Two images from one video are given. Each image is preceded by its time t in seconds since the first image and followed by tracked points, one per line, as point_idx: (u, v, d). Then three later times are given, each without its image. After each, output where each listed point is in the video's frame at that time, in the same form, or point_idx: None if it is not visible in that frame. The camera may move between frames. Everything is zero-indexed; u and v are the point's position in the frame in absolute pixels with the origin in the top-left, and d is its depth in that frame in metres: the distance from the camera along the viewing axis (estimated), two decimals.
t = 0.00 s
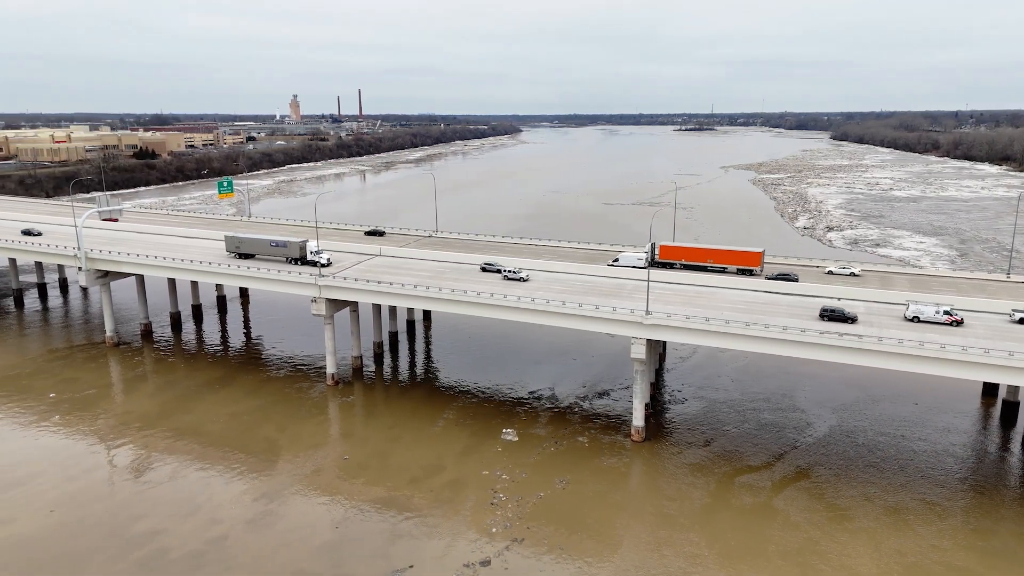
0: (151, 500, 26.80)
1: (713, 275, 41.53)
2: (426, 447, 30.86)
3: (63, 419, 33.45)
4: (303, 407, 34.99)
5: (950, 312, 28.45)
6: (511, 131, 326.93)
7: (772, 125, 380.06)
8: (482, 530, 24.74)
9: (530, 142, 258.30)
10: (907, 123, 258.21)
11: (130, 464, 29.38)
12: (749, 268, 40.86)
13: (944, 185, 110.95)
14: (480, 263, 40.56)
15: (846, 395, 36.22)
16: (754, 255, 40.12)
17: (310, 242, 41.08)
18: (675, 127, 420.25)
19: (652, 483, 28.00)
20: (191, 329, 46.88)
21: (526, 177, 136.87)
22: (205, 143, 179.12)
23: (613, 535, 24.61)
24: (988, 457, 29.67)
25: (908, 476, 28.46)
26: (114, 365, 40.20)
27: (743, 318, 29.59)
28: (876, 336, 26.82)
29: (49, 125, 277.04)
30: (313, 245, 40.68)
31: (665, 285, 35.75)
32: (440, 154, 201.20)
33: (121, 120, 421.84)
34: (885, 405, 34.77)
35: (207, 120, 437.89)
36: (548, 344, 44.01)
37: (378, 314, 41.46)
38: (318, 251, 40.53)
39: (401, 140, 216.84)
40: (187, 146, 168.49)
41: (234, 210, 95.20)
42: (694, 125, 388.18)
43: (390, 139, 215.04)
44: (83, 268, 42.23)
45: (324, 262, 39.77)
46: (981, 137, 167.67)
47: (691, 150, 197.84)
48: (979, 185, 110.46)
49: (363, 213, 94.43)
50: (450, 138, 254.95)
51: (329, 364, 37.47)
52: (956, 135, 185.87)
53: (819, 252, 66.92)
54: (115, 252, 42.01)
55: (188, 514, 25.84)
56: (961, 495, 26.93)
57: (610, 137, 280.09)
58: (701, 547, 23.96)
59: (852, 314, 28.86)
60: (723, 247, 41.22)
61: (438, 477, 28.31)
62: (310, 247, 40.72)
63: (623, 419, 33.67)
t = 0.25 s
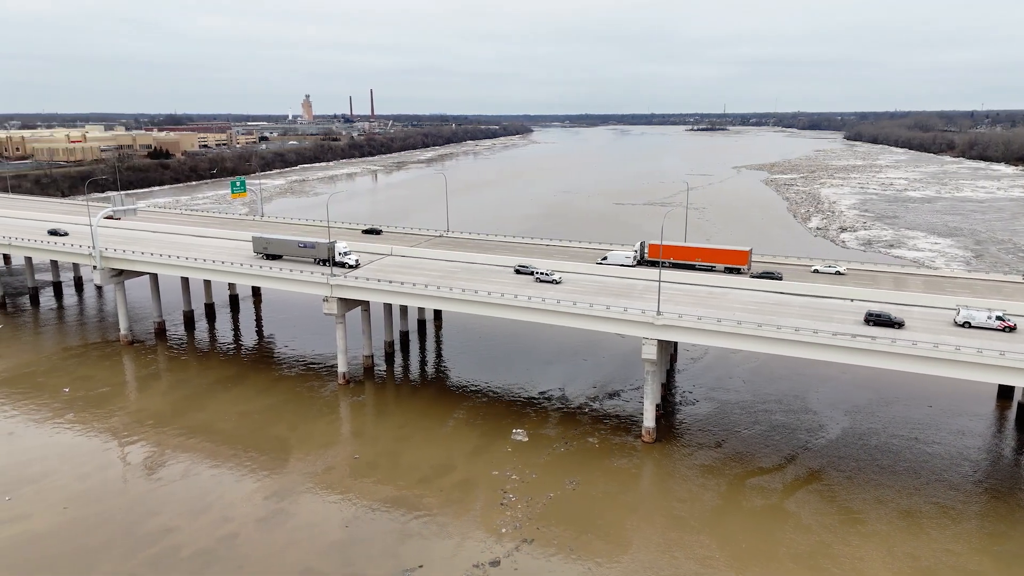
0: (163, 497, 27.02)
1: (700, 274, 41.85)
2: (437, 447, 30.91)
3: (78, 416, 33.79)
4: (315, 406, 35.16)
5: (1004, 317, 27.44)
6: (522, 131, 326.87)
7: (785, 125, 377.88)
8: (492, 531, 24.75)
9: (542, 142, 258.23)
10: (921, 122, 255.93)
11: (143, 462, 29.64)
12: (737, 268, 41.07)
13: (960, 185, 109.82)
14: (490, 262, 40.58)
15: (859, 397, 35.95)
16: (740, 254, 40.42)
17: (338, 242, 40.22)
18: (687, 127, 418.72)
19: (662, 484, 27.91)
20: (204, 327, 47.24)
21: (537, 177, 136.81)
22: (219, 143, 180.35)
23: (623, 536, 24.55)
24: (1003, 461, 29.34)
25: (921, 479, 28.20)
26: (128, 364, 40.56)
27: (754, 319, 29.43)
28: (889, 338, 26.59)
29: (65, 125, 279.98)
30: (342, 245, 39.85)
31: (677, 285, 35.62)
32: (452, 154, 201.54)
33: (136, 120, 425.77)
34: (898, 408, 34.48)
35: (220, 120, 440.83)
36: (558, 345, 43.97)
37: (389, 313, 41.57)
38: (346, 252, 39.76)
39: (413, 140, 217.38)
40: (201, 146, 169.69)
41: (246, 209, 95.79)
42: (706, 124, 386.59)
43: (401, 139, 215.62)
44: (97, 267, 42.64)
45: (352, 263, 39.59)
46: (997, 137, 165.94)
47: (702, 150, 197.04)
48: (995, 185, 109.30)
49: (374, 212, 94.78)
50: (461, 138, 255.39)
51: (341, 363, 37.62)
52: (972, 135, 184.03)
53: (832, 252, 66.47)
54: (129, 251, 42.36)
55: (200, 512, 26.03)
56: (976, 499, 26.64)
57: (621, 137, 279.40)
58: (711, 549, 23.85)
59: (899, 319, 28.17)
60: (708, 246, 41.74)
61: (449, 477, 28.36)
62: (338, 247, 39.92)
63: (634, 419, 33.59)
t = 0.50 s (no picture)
0: (176, 495, 27.24)
1: (688, 271, 42.17)
2: (447, 447, 30.96)
3: (92, 414, 34.14)
4: (326, 405, 35.32)
5: None
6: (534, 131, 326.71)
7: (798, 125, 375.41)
8: (502, 531, 24.75)
9: (553, 142, 258.09)
10: (936, 122, 253.46)
11: (156, 459, 29.91)
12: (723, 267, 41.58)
13: (976, 186, 108.63)
14: (502, 263, 40.61)
15: (873, 399, 35.65)
16: (729, 252, 41.12)
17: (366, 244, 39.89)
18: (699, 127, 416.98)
19: (673, 486, 27.81)
20: (217, 326, 47.59)
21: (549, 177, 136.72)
22: (232, 143, 181.53)
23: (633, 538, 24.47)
24: (1018, 465, 28.99)
25: (935, 483, 27.93)
26: (142, 362, 40.94)
27: (766, 320, 29.28)
28: (903, 340, 26.37)
29: (82, 125, 282.82)
30: (370, 247, 39.49)
31: (688, 286, 35.48)
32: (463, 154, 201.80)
33: (151, 120, 429.62)
34: (912, 410, 34.16)
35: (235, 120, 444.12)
36: (569, 345, 43.92)
37: (401, 313, 41.68)
38: (374, 254, 39.48)
39: (424, 140, 217.84)
40: (214, 146, 170.87)
41: (259, 209, 96.34)
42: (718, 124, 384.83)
43: (413, 139, 216.14)
44: (112, 265, 43.06)
45: (380, 265, 39.29)
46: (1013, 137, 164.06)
47: (714, 150, 196.22)
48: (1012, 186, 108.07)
49: (386, 212, 95.09)
50: (473, 138, 255.66)
51: (352, 362, 37.78)
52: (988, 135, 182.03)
53: (846, 253, 65.96)
54: (143, 250, 42.72)
55: (212, 510, 26.23)
56: (991, 503, 26.34)
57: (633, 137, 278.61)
58: (722, 551, 23.74)
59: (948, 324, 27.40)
60: (702, 246, 42.40)
61: (459, 476, 28.40)
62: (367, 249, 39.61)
63: (645, 421, 33.48)
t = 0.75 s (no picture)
0: (188, 492, 27.47)
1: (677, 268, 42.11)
2: (458, 446, 31.01)
3: (107, 411, 34.49)
4: (337, 404, 35.47)
5: None
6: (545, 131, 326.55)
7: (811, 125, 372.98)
8: (512, 531, 24.75)
9: (564, 142, 257.89)
10: (952, 122, 250.97)
11: (169, 457, 30.17)
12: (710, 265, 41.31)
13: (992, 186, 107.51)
14: (513, 262, 40.60)
15: (886, 401, 35.36)
16: (715, 251, 40.83)
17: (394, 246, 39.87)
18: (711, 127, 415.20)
19: (684, 487, 27.71)
20: (229, 325, 47.91)
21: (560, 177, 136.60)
22: (245, 143, 182.64)
23: (643, 539, 24.41)
24: None
25: (949, 486, 27.67)
26: (155, 360, 41.30)
27: (778, 322, 29.09)
28: (917, 342, 26.12)
29: (97, 125, 285.48)
30: (398, 249, 39.36)
31: (700, 287, 35.33)
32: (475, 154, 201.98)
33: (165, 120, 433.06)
34: (926, 413, 33.84)
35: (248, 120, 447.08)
36: (580, 345, 43.85)
37: (412, 312, 41.77)
38: (403, 255, 39.42)
39: (436, 140, 218.25)
40: (227, 146, 171.97)
41: (271, 209, 96.86)
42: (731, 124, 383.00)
43: (424, 139, 216.67)
44: (127, 264, 43.44)
45: (409, 266, 39.04)
46: None
47: (727, 150, 195.21)
48: None
49: (397, 212, 95.41)
50: (484, 138, 255.88)
51: (363, 362, 37.92)
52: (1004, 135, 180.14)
53: (859, 254, 65.50)
54: (157, 249, 43.07)
55: (223, 507, 26.43)
56: (1006, 507, 26.05)
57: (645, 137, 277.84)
58: (733, 553, 23.63)
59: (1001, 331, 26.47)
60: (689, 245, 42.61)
61: (469, 476, 28.43)
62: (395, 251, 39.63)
63: (655, 422, 33.38)
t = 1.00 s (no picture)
0: (200, 490, 27.64)
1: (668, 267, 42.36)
2: (468, 446, 31.03)
3: (120, 409, 34.78)
4: (348, 403, 35.60)
5: None
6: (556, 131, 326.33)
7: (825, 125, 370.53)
8: (521, 532, 24.75)
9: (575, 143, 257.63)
10: (967, 122, 248.55)
11: (181, 454, 30.38)
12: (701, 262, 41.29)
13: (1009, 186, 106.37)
14: (524, 262, 40.56)
15: (899, 403, 35.04)
16: (705, 250, 40.68)
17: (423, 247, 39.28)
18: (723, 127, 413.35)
19: (695, 489, 27.58)
20: (242, 324, 48.20)
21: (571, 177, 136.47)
22: (258, 143, 183.72)
23: (653, 541, 24.33)
24: None
25: (964, 489, 27.38)
26: (169, 358, 41.62)
27: (790, 323, 28.89)
28: (931, 344, 25.86)
29: (112, 126, 288.15)
30: (427, 250, 38.89)
31: (712, 287, 35.15)
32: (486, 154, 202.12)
33: (179, 120, 436.54)
34: (941, 415, 33.50)
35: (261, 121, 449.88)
36: (590, 346, 43.78)
37: (423, 312, 41.84)
38: (431, 256, 38.74)
39: (447, 140, 218.62)
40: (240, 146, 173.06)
41: (283, 208, 97.34)
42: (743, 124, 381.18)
43: (436, 139, 217.21)
44: (141, 263, 43.80)
45: (437, 268, 38.42)
46: None
47: (739, 150, 194.29)
48: None
49: (408, 211, 95.68)
50: (495, 138, 256.09)
51: (375, 361, 38.04)
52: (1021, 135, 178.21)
53: (872, 255, 65.00)
54: (171, 248, 43.39)
55: (235, 505, 26.58)
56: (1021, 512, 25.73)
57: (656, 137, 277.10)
58: (743, 556, 23.51)
59: None
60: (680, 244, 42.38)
61: (479, 476, 28.44)
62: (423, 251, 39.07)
63: (666, 423, 33.25)
